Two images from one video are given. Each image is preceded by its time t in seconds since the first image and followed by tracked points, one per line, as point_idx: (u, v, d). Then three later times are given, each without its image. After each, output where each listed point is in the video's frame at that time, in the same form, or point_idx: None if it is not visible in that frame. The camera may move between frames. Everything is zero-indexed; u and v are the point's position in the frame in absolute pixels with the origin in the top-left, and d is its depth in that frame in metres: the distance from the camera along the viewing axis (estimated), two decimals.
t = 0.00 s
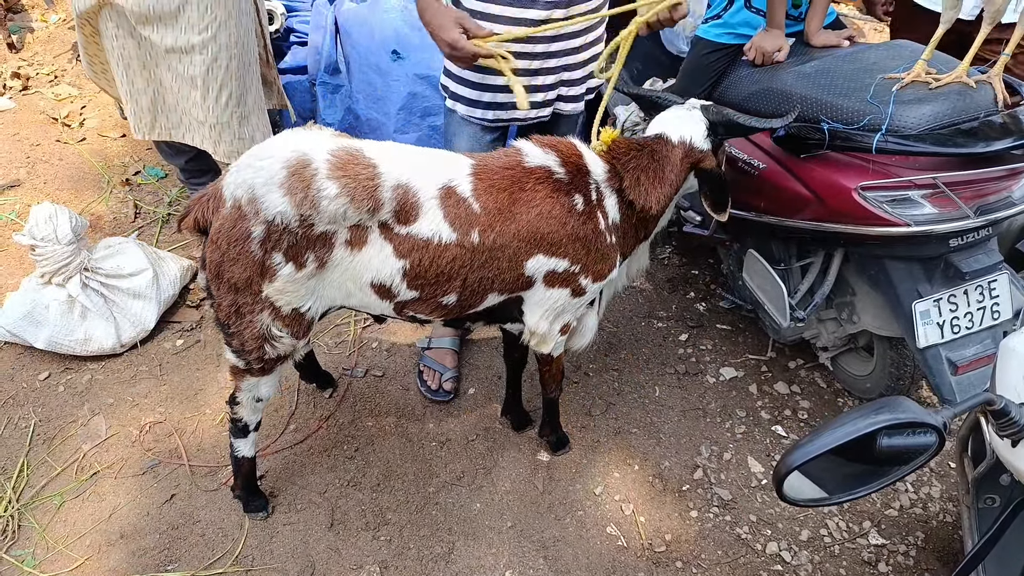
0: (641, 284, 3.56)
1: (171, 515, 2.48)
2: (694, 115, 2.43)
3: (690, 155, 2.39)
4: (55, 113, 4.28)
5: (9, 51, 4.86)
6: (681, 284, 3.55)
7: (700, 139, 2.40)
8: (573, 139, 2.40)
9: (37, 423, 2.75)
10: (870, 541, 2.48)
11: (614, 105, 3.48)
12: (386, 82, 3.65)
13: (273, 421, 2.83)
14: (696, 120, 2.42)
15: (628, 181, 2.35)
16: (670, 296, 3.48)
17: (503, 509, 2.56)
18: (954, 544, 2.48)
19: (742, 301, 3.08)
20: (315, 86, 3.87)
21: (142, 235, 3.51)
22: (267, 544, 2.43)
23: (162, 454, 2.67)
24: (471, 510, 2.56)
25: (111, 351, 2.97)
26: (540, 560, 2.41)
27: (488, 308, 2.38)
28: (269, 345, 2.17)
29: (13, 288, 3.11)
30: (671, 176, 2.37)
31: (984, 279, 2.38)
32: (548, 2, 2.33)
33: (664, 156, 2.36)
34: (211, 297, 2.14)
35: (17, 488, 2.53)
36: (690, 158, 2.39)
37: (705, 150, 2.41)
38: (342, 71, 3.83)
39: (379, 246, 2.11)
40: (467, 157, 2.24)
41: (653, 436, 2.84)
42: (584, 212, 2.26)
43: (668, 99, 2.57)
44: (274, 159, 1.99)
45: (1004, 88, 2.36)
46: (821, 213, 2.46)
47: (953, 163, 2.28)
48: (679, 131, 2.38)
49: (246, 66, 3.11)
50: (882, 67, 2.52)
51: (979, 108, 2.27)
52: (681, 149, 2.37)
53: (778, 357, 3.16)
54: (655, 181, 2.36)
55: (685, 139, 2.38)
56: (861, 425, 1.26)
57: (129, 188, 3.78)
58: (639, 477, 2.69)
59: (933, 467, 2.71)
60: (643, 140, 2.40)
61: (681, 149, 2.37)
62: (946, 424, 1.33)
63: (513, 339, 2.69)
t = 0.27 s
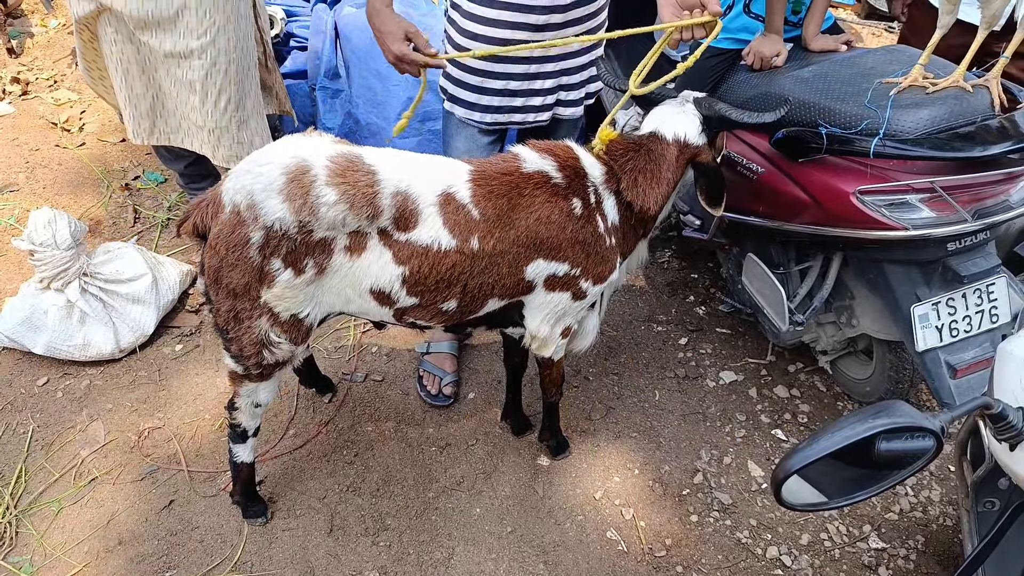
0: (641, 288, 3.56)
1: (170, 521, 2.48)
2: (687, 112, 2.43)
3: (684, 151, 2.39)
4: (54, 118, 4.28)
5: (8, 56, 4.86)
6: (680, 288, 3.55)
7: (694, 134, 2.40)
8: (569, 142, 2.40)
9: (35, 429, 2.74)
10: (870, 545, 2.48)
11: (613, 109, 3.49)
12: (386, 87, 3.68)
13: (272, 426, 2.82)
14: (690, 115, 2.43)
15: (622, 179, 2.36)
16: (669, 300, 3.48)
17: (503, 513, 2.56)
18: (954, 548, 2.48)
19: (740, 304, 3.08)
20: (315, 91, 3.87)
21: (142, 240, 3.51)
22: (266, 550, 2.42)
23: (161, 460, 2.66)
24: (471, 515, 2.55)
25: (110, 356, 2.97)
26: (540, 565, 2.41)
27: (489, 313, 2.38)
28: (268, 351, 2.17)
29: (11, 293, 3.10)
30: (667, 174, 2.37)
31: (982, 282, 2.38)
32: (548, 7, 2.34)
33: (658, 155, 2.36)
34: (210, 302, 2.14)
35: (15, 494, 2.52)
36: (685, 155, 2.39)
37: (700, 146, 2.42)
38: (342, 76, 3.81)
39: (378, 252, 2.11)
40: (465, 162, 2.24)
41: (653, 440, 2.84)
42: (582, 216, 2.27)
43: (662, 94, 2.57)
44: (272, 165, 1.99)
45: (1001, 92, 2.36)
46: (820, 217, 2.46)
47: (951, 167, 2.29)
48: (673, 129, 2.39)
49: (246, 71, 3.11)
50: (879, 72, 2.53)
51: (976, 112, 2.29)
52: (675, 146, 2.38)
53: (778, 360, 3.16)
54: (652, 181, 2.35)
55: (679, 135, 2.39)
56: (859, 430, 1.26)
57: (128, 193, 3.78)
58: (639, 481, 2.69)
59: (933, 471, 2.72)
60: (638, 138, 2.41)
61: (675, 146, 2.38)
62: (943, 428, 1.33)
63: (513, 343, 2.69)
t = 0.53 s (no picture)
0: (637, 292, 3.57)
1: (165, 528, 2.47)
2: (682, 114, 2.45)
3: (678, 154, 2.41)
4: (49, 124, 4.27)
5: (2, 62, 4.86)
6: (676, 292, 3.56)
7: (688, 138, 2.42)
8: (561, 146, 2.41)
9: (29, 437, 2.73)
10: (866, 548, 2.49)
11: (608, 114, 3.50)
12: (381, 94, 3.66)
13: (268, 432, 2.81)
14: (687, 119, 2.45)
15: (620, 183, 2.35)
16: (665, 304, 3.49)
17: (499, 519, 2.56)
18: (949, 550, 2.48)
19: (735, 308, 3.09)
20: (310, 97, 3.87)
21: (137, 246, 3.50)
22: (262, 557, 2.41)
23: (156, 467, 2.65)
24: (468, 520, 2.55)
25: (104, 363, 2.96)
26: (537, 570, 2.40)
27: (485, 318, 2.39)
28: (262, 358, 2.16)
29: (5, 300, 3.09)
30: (661, 177, 2.38)
31: (975, 286, 2.39)
32: (543, 12, 2.33)
33: (653, 158, 2.37)
34: (204, 310, 2.13)
35: (9, 502, 2.51)
36: (679, 157, 2.42)
37: (694, 148, 2.44)
38: (337, 82, 3.81)
39: (373, 258, 2.11)
40: (459, 168, 2.25)
41: (649, 444, 2.84)
42: (577, 220, 2.27)
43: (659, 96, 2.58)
44: (266, 172, 1.99)
45: (993, 97, 2.39)
46: (813, 221, 2.48)
47: (943, 172, 2.30)
48: (668, 131, 2.40)
49: (241, 77, 3.11)
50: (873, 77, 2.55)
51: (968, 116, 2.31)
52: (669, 149, 2.39)
53: (774, 364, 3.17)
54: (647, 184, 2.37)
55: (673, 138, 2.40)
56: (851, 433, 1.27)
57: (123, 199, 3.78)
58: (635, 486, 2.69)
59: (928, 473, 2.72)
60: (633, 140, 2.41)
61: (670, 149, 2.39)
62: (934, 432, 1.34)
63: (509, 348, 2.69)
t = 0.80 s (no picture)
0: (634, 291, 3.56)
1: (162, 530, 2.46)
2: (681, 110, 2.44)
3: (674, 151, 2.40)
4: (43, 125, 4.26)
5: None
6: (673, 291, 3.55)
7: (685, 133, 2.40)
8: (555, 145, 2.40)
9: (25, 439, 2.72)
10: (864, 546, 2.49)
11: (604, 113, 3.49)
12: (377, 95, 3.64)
13: (264, 434, 2.81)
14: (685, 115, 2.43)
15: (609, 178, 2.36)
16: (662, 304, 3.48)
17: (497, 519, 2.55)
18: (947, 548, 2.48)
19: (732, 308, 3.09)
20: (306, 97, 3.86)
21: (132, 247, 3.49)
22: (259, 558, 2.41)
23: (152, 469, 2.65)
24: (466, 521, 2.55)
25: (100, 365, 2.95)
26: (535, 570, 2.40)
27: (482, 318, 2.38)
28: (258, 359, 2.16)
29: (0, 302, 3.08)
30: (656, 173, 2.37)
31: (973, 284, 2.39)
32: (539, 11, 2.32)
33: (648, 154, 2.37)
34: (199, 312, 2.13)
35: (5, 505, 2.51)
36: (674, 153, 2.40)
37: (690, 144, 2.42)
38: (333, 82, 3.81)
39: (368, 258, 2.10)
40: (454, 168, 2.24)
41: (647, 444, 2.83)
42: (573, 218, 2.27)
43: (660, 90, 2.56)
44: (260, 173, 1.98)
45: (989, 95, 2.37)
46: (810, 219, 2.47)
47: (941, 169, 2.28)
48: (665, 126, 2.39)
49: (237, 76, 3.10)
50: (869, 74, 2.54)
51: (965, 114, 2.30)
52: (666, 145, 2.38)
53: (771, 363, 3.16)
54: (641, 181, 2.36)
55: (670, 134, 2.38)
56: (847, 433, 1.27)
57: (118, 200, 3.76)
58: (633, 485, 2.68)
59: (926, 471, 2.72)
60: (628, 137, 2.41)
61: (666, 144, 2.38)
62: (931, 431, 1.34)
63: (506, 348, 2.69)
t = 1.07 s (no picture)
0: (635, 291, 3.55)
1: (163, 526, 2.48)
2: (686, 104, 2.38)
3: (676, 147, 2.36)
4: (49, 123, 4.29)
5: (3, 61, 4.88)
6: (675, 292, 3.53)
7: (689, 128, 2.36)
8: (556, 143, 2.40)
9: (29, 434, 2.75)
10: (865, 550, 2.47)
11: (607, 112, 3.48)
12: (380, 94, 3.63)
13: (265, 431, 2.82)
14: (689, 108, 2.38)
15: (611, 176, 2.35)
16: (663, 304, 3.47)
17: (496, 518, 2.55)
18: (949, 553, 2.46)
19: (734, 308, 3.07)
20: (309, 96, 3.88)
21: (136, 244, 3.52)
22: (259, 554, 2.42)
23: (154, 464, 2.67)
24: (464, 519, 2.55)
25: (103, 361, 2.98)
26: (533, 570, 2.40)
27: (482, 317, 2.37)
28: (260, 357, 2.17)
29: (6, 298, 3.11)
30: (658, 170, 2.35)
31: (978, 286, 2.36)
32: (542, 10, 2.31)
33: (651, 151, 2.34)
34: (202, 309, 2.14)
35: (8, 498, 2.53)
36: (676, 150, 2.37)
37: (694, 140, 2.38)
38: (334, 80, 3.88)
39: (370, 257, 2.11)
40: (456, 167, 2.23)
41: (647, 444, 2.83)
42: (574, 217, 2.26)
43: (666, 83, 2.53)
44: (263, 171, 1.98)
45: (997, 95, 2.35)
46: (814, 221, 2.45)
47: (947, 169, 2.25)
48: (668, 122, 2.36)
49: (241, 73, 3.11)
50: (874, 74, 2.51)
51: (972, 115, 2.27)
52: (668, 141, 2.35)
53: (773, 364, 3.15)
54: (643, 179, 2.33)
55: (672, 130, 2.35)
56: (849, 436, 1.25)
57: (123, 197, 3.79)
58: (633, 486, 2.68)
59: (928, 475, 2.70)
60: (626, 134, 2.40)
61: (668, 140, 2.35)
62: (934, 435, 1.32)
63: (507, 347, 2.68)
